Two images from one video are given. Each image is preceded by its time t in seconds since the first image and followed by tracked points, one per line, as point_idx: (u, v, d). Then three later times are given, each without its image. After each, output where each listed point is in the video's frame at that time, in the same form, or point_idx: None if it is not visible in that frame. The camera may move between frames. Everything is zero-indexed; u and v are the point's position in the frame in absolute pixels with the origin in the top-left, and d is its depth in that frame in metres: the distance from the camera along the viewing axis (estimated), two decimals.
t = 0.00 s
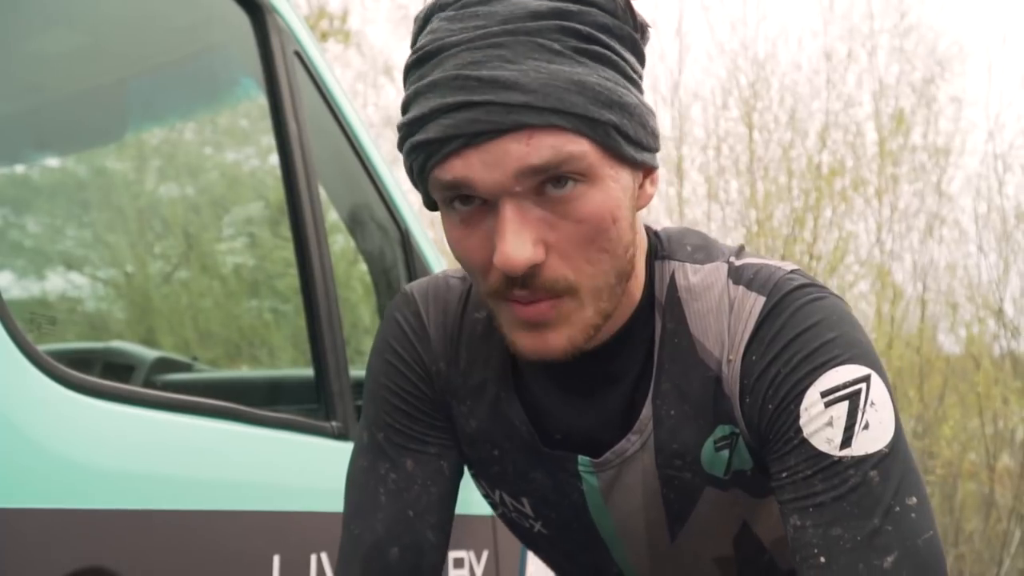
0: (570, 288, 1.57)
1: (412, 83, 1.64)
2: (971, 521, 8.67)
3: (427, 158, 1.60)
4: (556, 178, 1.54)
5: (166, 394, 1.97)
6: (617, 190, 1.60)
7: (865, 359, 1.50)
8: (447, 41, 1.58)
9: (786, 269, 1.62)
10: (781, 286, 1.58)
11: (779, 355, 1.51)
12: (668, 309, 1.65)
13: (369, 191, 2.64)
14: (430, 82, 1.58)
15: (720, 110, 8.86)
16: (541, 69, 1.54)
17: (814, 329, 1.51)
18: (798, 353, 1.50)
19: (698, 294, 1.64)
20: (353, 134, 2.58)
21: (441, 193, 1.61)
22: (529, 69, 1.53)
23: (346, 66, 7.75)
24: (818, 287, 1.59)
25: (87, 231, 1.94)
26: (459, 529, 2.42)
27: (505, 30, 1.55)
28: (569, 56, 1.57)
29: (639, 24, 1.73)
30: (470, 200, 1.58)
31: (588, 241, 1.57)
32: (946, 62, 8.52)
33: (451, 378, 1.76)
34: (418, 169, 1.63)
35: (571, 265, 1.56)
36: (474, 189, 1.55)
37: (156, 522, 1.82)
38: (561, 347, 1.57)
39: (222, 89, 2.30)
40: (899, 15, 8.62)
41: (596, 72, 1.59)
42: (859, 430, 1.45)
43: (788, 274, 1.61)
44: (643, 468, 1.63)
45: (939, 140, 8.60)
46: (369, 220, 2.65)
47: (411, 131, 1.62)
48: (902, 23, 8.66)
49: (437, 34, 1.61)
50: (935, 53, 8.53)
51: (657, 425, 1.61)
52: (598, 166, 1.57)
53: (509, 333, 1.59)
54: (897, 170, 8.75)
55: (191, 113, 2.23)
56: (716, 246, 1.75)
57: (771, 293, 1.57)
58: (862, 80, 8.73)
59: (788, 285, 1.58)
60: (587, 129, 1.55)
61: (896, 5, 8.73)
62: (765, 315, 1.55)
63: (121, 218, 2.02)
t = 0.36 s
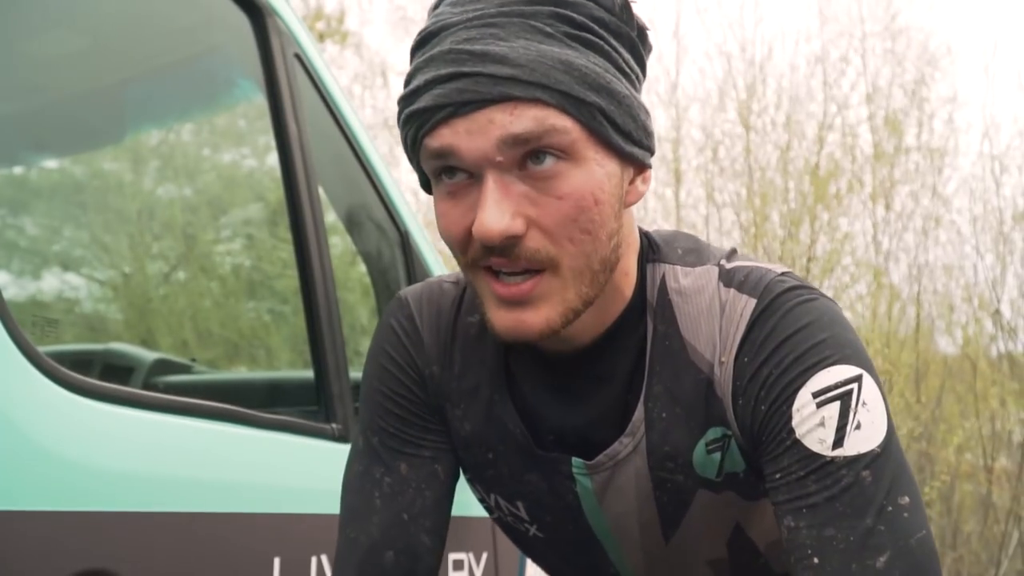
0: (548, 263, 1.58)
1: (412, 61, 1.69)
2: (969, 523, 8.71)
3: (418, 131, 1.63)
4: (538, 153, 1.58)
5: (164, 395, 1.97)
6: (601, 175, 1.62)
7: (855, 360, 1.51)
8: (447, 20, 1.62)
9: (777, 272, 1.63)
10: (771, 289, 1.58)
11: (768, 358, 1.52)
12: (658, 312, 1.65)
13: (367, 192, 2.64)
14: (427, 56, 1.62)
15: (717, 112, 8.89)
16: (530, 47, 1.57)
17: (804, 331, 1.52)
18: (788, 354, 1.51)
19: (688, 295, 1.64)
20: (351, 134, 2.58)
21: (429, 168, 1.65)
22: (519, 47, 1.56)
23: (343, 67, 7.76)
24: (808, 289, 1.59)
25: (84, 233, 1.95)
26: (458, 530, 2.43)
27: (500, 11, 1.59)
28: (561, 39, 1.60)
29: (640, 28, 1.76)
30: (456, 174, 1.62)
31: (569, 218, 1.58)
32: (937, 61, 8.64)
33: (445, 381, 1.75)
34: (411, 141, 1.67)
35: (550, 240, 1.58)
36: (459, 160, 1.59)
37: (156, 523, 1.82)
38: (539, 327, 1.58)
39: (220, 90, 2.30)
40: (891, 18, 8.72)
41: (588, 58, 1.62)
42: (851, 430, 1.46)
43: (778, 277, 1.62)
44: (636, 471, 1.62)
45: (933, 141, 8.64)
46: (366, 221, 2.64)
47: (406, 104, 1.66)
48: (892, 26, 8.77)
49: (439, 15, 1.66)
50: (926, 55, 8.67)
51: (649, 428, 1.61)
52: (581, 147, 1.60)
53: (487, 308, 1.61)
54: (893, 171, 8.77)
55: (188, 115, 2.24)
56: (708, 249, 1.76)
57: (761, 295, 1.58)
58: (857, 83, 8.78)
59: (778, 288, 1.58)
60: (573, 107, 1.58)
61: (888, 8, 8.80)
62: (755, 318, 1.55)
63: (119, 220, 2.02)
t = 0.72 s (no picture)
0: (624, 275, 1.56)
1: (494, 53, 1.64)
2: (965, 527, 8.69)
3: (498, 129, 1.58)
4: (626, 168, 1.53)
5: (163, 399, 1.96)
6: (682, 187, 1.59)
7: (911, 386, 1.52)
8: (536, 15, 1.58)
9: (836, 290, 1.63)
10: (834, 306, 1.59)
11: (831, 376, 1.52)
12: (716, 317, 1.66)
13: (366, 195, 2.63)
14: (514, 53, 1.57)
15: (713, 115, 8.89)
16: (624, 55, 1.53)
17: (868, 352, 1.53)
18: (852, 374, 1.51)
19: (749, 305, 1.64)
20: (351, 137, 2.57)
21: (504, 165, 1.60)
22: (613, 53, 1.52)
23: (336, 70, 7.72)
24: (868, 309, 1.60)
25: (80, 235, 1.93)
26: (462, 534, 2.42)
27: (593, 11, 1.55)
28: (654, 45, 1.56)
29: (726, 24, 1.73)
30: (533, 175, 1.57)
31: (648, 231, 1.56)
32: (933, 67, 8.69)
33: (485, 383, 1.73)
34: (489, 140, 1.62)
35: (628, 253, 1.55)
36: (540, 164, 1.55)
37: (155, 528, 1.81)
38: (607, 331, 1.56)
39: (219, 92, 2.28)
40: (887, 22, 8.75)
41: (680, 65, 1.58)
42: (907, 457, 1.47)
43: (839, 295, 1.62)
44: (685, 477, 1.62)
45: (927, 147, 8.67)
46: (365, 223, 2.63)
47: (487, 101, 1.60)
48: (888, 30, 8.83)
49: (525, 8, 1.61)
50: (920, 60, 8.77)
51: (703, 434, 1.61)
52: (667, 160, 1.56)
53: (553, 312, 1.58)
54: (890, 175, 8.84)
55: (188, 117, 2.22)
56: (763, 259, 1.76)
57: (824, 312, 1.58)
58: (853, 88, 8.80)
59: (840, 306, 1.59)
60: (664, 121, 1.54)
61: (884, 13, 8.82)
62: (819, 335, 1.55)
63: (116, 222, 2.00)
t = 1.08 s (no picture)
0: (564, 305, 1.57)
1: (416, 98, 1.63)
2: (961, 531, 8.66)
3: (428, 180, 1.59)
4: (554, 203, 1.53)
5: (159, 403, 1.97)
6: (614, 209, 1.59)
7: (866, 376, 1.51)
8: (449, 60, 1.57)
9: (789, 286, 1.63)
10: (783, 304, 1.58)
11: (780, 374, 1.52)
12: (669, 322, 1.65)
13: (363, 198, 2.64)
14: (433, 102, 1.57)
15: (711, 120, 8.90)
16: (537, 96, 1.52)
17: (816, 347, 1.52)
18: (800, 371, 1.50)
19: (699, 306, 1.64)
20: (348, 141, 2.59)
21: (439, 213, 1.61)
22: (526, 96, 1.52)
23: (336, 74, 7.73)
24: (819, 304, 1.59)
25: (77, 238, 1.93)
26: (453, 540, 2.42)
27: (504, 53, 1.54)
28: (568, 80, 1.56)
29: (647, 35, 1.71)
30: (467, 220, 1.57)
31: (584, 262, 1.56)
32: (931, 71, 8.64)
33: (454, 392, 1.73)
34: (421, 187, 1.63)
35: (566, 284, 1.56)
36: (471, 211, 1.55)
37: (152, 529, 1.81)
38: (553, 356, 1.57)
39: (218, 95, 2.28)
40: (884, 26, 8.73)
41: (596, 96, 1.58)
42: (861, 447, 1.46)
43: (789, 291, 1.61)
44: (644, 480, 1.62)
45: (926, 151, 8.65)
46: (362, 226, 2.65)
47: (414, 150, 1.61)
48: (886, 35, 8.74)
49: (440, 51, 1.60)
50: (920, 64, 8.69)
51: (658, 438, 1.61)
52: (595, 188, 1.56)
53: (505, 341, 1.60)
54: (886, 180, 8.83)
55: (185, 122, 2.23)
56: (718, 259, 1.75)
57: (772, 309, 1.57)
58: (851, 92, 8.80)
59: (789, 303, 1.58)
60: (585, 156, 1.54)
61: (882, 17, 8.82)
62: (766, 333, 1.55)
63: (112, 224, 2.00)
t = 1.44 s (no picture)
0: (574, 307, 1.57)
1: (423, 101, 1.64)
2: (959, 535, 8.74)
3: (436, 182, 1.59)
4: (563, 204, 1.54)
5: (156, 405, 1.97)
6: (622, 211, 1.60)
7: (865, 383, 1.52)
8: (456, 62, 1.58)
9: (790, 293, 1.64)
10: (784, 310, 1.58)
11: (782, 379, 1.53)
12: (671, 329, 1.65)
13: (361, 201, 2.65)
14: (440, 104, 1.57)
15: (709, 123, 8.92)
16: (546, 96, 1.53)
17: (817, 354, 1.53)
18: (802, 377, 1.51)
19: (701, 313, 1.65)
20: (346, 143, 2.60)
21: (446, 216, 1.61)
22: (535, 97, 1.53)
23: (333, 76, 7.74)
24: (820, 311, 1.60)
25: (74, 240, 1.93)
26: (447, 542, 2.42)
27: (512, 54, 1.55)
28: (575, 82, 1.57)
29: (650, 40, 1.72)
30: (474, 222, 1.57)
31: (593, 263, 1.56)
32: (930, 76, 8.66)
33: (453, 395, 1.74)
34: (429, 190, 1.63)
35: (575, 285, 1.56)
36: (480, 213, 1.55)
37: (151, 530, 1.82)
38: (563, 360, 1.57)
39: (215, 97, 2.28)
40: (881, 30, 8.75)
41: (603, 97, 1.59)
42: (861, 453, 1.47)
43: (791, 298, 1.62)
44: (645, 484, 1.63)
45: (923, 154, 8.71)
46: (359, 229, 2.65)
47: (421, 152, 1.61)
48: (884, 39, 8.77)
49: (446, 54, 1.60)
50: (920, 68, 8.71)
51: (660, 443, 1.62)
52: (603, 189, 1.57)
53: (513, 344, 1.60)
54: (883, 183, 8.83)
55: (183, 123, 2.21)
56: (719, 266, 1.76)
57: (774, 317, 1.58)
58: (848, 96, 8.81)
59: (791, 310, 1.59)
60: (594, 156, 1.55)
61: (879, 21, 8.84)
62: (769, 340, 1.56)
63: (109, 227, 2.00)
